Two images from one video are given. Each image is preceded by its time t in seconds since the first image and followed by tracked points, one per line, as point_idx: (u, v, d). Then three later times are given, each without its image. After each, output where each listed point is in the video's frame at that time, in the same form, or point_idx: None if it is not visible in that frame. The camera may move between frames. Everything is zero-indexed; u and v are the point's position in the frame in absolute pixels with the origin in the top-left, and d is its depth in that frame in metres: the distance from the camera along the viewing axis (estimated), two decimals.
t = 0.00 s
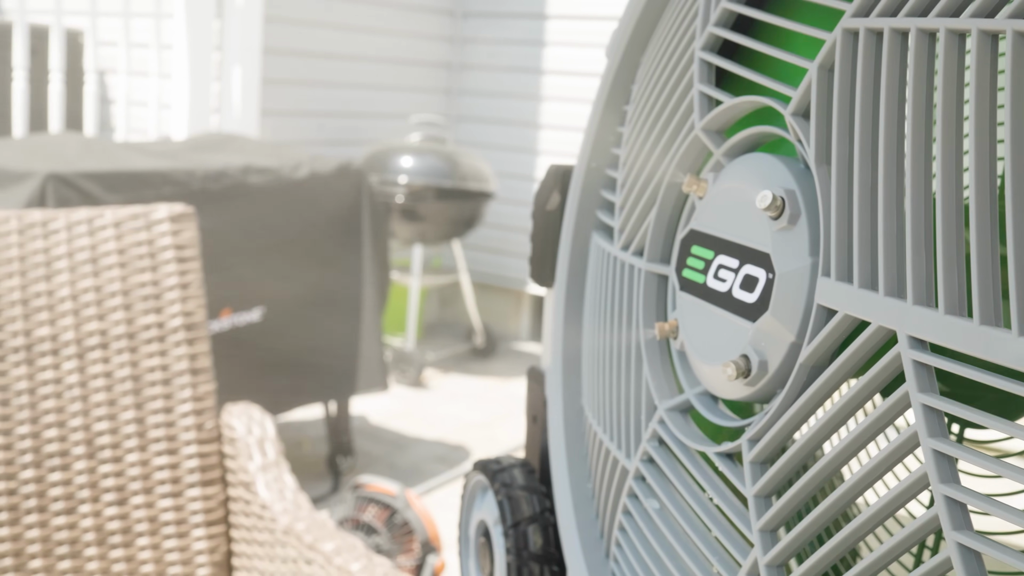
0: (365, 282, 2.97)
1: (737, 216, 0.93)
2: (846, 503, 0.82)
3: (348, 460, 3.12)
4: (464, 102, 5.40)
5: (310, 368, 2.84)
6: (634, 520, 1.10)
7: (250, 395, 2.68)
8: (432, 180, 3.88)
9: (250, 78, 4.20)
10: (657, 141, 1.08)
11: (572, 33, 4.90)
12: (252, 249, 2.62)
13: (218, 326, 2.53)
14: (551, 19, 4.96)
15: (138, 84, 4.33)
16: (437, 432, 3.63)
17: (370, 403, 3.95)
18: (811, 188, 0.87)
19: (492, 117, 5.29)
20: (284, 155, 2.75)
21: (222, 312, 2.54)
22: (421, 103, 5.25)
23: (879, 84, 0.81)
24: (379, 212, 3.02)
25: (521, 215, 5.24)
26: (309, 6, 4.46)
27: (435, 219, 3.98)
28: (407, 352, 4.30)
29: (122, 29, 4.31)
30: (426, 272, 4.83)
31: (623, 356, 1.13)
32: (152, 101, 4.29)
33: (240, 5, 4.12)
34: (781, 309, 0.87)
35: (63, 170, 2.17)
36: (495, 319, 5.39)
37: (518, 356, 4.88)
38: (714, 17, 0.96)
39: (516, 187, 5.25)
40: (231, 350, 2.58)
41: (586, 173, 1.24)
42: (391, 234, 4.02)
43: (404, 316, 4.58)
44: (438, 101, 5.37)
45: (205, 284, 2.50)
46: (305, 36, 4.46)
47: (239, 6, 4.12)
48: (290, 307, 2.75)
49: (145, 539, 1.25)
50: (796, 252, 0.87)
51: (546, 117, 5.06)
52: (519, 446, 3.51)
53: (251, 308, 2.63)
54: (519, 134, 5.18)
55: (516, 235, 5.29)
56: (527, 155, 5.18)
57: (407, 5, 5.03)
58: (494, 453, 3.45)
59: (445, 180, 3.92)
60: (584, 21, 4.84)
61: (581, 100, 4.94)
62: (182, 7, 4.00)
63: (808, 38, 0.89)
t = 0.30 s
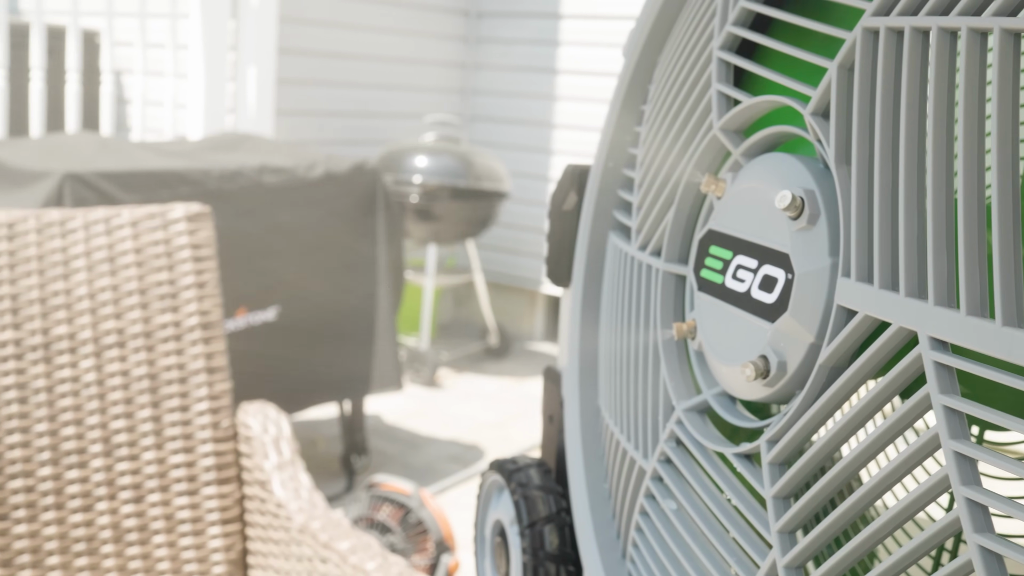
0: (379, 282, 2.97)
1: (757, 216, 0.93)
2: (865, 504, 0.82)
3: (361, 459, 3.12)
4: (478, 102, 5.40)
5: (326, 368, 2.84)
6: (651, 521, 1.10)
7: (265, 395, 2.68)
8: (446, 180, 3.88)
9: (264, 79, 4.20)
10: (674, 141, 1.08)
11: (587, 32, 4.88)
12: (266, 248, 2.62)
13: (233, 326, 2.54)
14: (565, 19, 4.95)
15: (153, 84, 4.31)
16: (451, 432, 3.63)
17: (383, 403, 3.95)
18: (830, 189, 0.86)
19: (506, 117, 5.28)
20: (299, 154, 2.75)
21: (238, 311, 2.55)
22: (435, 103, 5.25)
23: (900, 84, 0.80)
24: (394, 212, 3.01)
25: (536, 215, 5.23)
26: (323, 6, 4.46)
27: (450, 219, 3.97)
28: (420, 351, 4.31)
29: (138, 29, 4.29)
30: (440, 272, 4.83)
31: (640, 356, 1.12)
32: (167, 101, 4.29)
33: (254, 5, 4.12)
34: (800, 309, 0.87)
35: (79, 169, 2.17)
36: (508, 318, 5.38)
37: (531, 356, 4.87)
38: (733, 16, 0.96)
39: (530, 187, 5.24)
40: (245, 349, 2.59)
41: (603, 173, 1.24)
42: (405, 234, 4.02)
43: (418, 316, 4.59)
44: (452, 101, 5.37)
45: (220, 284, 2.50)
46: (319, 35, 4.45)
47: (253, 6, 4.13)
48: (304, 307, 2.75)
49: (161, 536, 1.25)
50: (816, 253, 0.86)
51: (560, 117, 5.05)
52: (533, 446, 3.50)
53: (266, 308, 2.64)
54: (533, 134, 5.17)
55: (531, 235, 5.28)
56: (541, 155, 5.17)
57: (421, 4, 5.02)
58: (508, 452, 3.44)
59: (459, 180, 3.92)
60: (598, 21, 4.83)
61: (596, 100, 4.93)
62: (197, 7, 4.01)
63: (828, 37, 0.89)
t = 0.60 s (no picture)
0: (394, 282, 2.97)
1: (774, 216, 0.93)
2: (880, 505, 0.81)
3: (375, 458, 3.13)
4: (494, 101, 5.40)
5: (340, 367, 2.85)
6: (665, 521, 1.10)
7: (279, 393, 2.69)
8: (462, 180, 3.89)
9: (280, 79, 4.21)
10: (691, 141, 1.08)
11: (604, 32, 4.88)
12: (280, 247, 2.63)
13: (249, 324, 2.55)
14: (582, 18, 4.95)
15: (171, 83, 4.39)
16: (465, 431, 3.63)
17: (398, 402, 3.95)
18: (847, 188, 0.86)
19: (522, 117, 5.29)
20: (315, 154, 2.76)
21: (252, 309, 2.56)
22: (451, 102, 5.26)
23: (918, 83, 0.80)
24: (410, 211, 3.02)
25: (552, 215, 5.23)
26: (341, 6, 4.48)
27: (466, 219, 3.98)
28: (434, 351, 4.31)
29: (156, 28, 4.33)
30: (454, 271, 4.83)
31: (655, 356, 1.12)
32: (185, 100, 4.31)
33: (271, 5, 4.15)
34: (816, 310, 0.87)
35: (97, 167, 2.18)
36: (523, 318, 5.39)
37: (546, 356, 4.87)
38: (751, 16, 0.96)
39: (546, 186, 5.24)
40: (260, 347, 2.60)
41: (619, 173, 1.24)
42: (420, 233, 4.04)
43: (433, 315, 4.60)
44: (468, 100, 5.38)
45: (236, 282, 2.52)
46: (335, 35, 4.47)
47: (270, 5, 4.15)
48: (319, 306, 2.76)
49: (176, 535, 1.25)
50: (833, 253, 0.86)
51: (576, 117, 5.05)
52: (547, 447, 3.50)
53: (280, 306, 2.65)
54: (549, 134, 5.17)
55: (547, 235, 5.28)
56: (558, 155, 5.17)
57: (438, 4, 5.04)
58: (522, 452, 3.44)
59: (475, 179, 3.92)
60: (615, 20, 4.83)
61: (613, 100, 4.92)
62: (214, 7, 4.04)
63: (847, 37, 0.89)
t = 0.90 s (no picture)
0: (372, 282, 2.97)
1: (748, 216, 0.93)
2: (852, 504, 0.82)
3: (353, 458, 3.12)
4: (473, 101, 5.40)
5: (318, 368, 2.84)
6: (639, 521, 1.10)
7: (256, 393, 2.68)
8: (440, 179, 3.88)
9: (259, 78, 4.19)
10: (667, 141, 1.08)
11: (583, 32, 4.90)
12: (259, 248, 2.62)
13: (225, 324, 2.54)
14: (561, 18, 4.96)
15: (147, 81, 4.32)
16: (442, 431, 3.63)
17: (376, 402, 3.94)
18: (821, 189, 0.86)
19: (502, 117, 5.29)
20: (294, 153, 2.75)
21: (229, 309, 2.55)
22: (430, 101, 5.25)
23: (891, 85, 0.80)
24: (388, 211, 3.02)
25: (530, 215, 5.23)
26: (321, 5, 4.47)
27: (443, 219, 3.98)
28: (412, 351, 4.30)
29: (133, 26, 4.29)
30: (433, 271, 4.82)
31: (630, 357, 1.13)
32: (162, 98, 4.28)
33: (250, 4, 4.13)
34: (789, 310, 0.87)
35: (72, 166, 2.17)
36: (500, 318, 5.39)
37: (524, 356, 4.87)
38: (727, 17, 0.96)
39: (525, 186, 5.25)
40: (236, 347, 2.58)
41: (596, 173, 1.24)
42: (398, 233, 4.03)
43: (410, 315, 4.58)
44: (447, 100, 5.37)
45: (213, 281, 2.50)
46: (316, 34, 4.47)
47: (250, 5, 4.13)
48: (297, 306, 2.75)
49: (150, 536, 1.25)
50: (805, 252, 0.87)
51: (555, 117, 5.06)
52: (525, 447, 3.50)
53: (258, 306, 2.64)
54: (528, 134, 5.18)
55: (526, 235, 5.27)
56: (537, 155, 5.18)
57: (417, 3, 5.03)
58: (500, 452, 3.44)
59: (454, 179, 3.92)
60: (594, 20, 4.85)
61: (591, 100, 4.94)
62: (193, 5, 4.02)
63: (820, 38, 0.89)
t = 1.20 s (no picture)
0: (351, 281, 2.96)
1: (724, 216, 0.93)
2: (827, 503, 0.82)
3: (331, 459, 3.11)
4: (451, 102, 5.40)
5: (297, 368, 2.84)
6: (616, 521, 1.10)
7: (234, 393, 2.67)
8: (419, 179, 3.87)
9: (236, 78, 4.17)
10: (644, 141, 1.08)
11: (562, 32, 4.90)
12: (237, 248, 2.61)
13: (203, 324, 2.52)
14: (539, 19, 4.97)
15: (124, 81, 4.30)
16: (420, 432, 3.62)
17: (355, 403, 3.93)
18: (796, 190, 0.87)
19: (480, 117, 5.28)
20: (272, 153, 2.74)
21: (207, 310, 2.53)
22: (407, 101, 5.24)
23: (866, 85, 0.81)
24: (366, 211, 3.01)
25: (508, 215, 5.22)
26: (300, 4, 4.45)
27: (421, 219, 3.97)
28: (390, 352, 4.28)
29: (110, 26, 4.27)
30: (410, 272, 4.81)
31: (608, 357, 1.13)
32: (139, 98, 4.25)
33: (228, 4, 4.11)
34: (765, 310, 0.87)
35: (49, 166, 2.16)
36: (479, 319, 5.39)
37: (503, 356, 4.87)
38: (703, 17, 0.96)
39: (504, 187, 5.24)
40: (214, 347, 2.57)
41: (573, 173, 1.24)
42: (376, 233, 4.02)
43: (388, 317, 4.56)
44: (425, 100, 5.36)
45: (190, 282, 2.49)
46: (295, 34, 4.45)
47: (227, 4, 4.11)
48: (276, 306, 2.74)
49: (127, 536, 1.24)
50: (780, 253, 0.87)
51: (533, 117, 5.06)
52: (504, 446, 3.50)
53: (236, 306, 2.62)
54: (506, 134, 5.18)
55: (505, 235, 5.27)
56: (515, 155, 5.17)
57: (395, 3, 5.02)
58: (478, 452, 3.43)
59: (432, 179, 3.92)
60: (572, 21, 4.85)
61: (569, 100, 4.94)
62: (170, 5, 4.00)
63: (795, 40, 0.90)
